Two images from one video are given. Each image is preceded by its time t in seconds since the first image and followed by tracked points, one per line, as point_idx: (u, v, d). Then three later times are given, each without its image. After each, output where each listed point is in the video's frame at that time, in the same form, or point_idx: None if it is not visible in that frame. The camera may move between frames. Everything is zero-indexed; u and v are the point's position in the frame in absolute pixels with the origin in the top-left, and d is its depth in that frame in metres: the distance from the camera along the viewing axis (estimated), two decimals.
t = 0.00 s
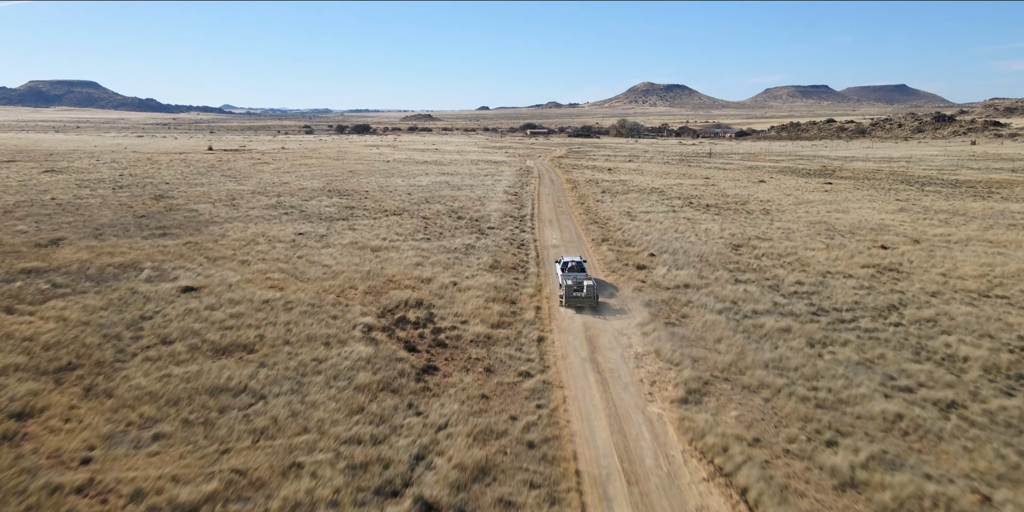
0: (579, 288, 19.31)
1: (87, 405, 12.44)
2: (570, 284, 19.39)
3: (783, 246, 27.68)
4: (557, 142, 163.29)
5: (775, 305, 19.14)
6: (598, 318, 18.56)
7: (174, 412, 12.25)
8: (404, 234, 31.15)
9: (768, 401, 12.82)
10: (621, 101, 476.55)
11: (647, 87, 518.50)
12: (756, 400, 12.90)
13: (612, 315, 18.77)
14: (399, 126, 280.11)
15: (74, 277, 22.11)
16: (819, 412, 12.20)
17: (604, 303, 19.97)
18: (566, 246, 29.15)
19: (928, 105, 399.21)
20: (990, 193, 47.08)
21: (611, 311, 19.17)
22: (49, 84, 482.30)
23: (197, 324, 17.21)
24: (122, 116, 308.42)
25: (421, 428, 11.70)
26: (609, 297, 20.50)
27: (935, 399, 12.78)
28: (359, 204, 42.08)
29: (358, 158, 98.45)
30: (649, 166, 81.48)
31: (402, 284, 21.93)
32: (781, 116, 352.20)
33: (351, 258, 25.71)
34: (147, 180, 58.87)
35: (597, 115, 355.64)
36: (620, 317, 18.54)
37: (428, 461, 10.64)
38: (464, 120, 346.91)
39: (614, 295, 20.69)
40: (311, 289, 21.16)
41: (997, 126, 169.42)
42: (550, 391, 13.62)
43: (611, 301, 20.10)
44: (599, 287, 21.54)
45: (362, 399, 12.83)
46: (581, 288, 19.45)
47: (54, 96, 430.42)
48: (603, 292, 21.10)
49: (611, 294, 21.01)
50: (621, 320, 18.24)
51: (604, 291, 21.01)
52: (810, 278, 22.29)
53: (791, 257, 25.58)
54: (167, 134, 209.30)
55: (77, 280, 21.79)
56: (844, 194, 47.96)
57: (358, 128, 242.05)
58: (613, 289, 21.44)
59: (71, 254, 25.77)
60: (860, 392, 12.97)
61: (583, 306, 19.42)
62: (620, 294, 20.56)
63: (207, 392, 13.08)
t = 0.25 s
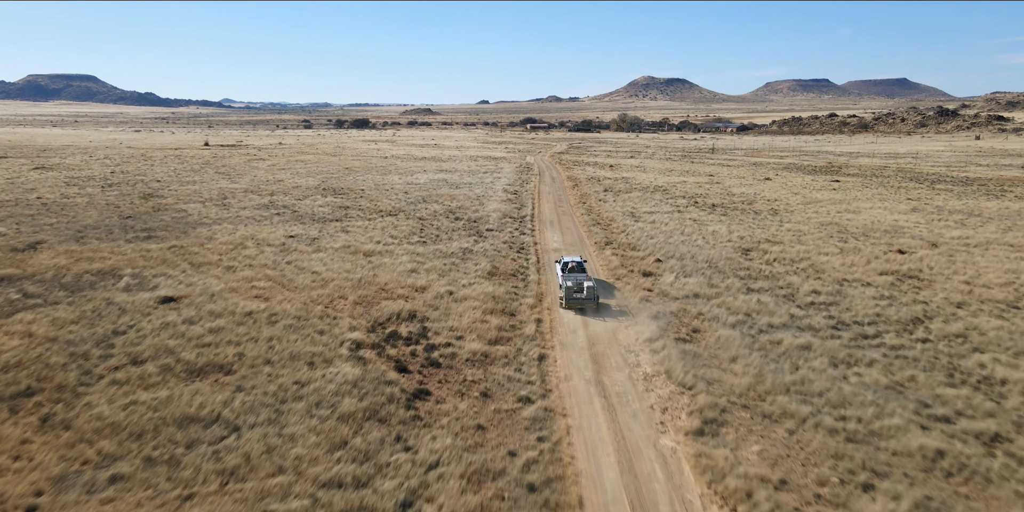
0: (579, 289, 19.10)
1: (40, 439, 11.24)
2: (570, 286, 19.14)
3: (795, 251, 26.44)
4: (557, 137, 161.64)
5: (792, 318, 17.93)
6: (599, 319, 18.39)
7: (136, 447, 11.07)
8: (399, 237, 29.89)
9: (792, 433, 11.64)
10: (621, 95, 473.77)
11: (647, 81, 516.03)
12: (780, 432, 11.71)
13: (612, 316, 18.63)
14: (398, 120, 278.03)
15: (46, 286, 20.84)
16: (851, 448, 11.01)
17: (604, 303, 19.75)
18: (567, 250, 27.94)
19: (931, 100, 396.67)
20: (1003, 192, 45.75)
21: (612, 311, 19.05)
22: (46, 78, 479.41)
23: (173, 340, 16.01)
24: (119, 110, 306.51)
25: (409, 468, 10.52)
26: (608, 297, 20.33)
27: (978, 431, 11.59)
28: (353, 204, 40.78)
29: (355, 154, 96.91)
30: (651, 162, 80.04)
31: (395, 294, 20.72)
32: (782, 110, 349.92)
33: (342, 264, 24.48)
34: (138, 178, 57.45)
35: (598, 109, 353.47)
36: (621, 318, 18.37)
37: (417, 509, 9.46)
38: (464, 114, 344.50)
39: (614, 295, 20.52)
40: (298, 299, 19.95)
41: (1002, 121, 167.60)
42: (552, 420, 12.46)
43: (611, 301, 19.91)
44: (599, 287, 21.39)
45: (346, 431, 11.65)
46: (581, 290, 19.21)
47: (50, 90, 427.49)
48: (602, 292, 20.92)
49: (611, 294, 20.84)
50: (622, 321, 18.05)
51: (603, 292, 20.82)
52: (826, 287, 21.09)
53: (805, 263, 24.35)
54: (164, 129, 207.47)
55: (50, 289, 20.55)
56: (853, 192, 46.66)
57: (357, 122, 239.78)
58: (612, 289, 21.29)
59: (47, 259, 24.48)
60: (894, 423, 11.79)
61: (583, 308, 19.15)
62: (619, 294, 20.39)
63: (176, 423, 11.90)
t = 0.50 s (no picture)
0: (579, 291, 18.99)
1: None
2: (570, 288, 19.02)
3: (809, 256, 25.20)
4: (557, 132, 160.06)
5: (811, 334, 16.73)
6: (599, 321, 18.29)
7: (89, 492, 9.87)
8: (393, 241, 28.65)
9: (823, 474, 10.45)
10: (622, 89, 470.53)
11: (648, 75, 512.54)
12: (809, 473, 10.52)
13: (613, 318, 18.53)
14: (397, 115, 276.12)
15: (16, 296, 19.61)
16: (891, 494, 9.81)
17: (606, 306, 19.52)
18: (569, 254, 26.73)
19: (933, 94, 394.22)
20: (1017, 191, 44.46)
21: (612, 313, 18.97)
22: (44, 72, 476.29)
23: (144, 360, 14.80)
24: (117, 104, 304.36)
25: None
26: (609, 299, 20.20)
27: None
28: (347, 205, 39.48)
29: (352, 150, 95.42)
30: (653, 159, 78.65)
31: (387, 306, 19.50)
32: (784, 104, 347.37)
33: (333, 271, 23.25)
34: (128, 176, 56.10)
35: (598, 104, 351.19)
36: (623, 319, 18.26)
37: None
38: (463, 108, 342.11)
39: (614, 297, 20.39)
40: (283, 312, 18.74)
41: (1006, 116, 165.78)
42: (555, 456, 11.28)
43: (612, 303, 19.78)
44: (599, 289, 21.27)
45: (325, 472, 10.45)
46: (581, 291, 19.09)
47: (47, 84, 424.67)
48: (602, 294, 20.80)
49: (612, 295, 20.74)
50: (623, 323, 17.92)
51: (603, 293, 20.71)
52: (845, 297, 19.87)
53: (819, 270, 23.13)
54: (161, 124, 205.60)
55: (20, 300, 19.33)
56: (862, 191, 45.37)
57: (355, 117, 237.63)
58: (612, 291, 21.21)
59: (21, 266, 23.22)
60: (934, 463, 10.60)
61: (583, 310, 18.99)
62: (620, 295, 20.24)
63: (137, 462, 10.71)
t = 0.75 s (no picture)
0: (579, 293, 18.93)
1: None
2: (571, 290, 18.95)
3: (823, 263, 23.96)
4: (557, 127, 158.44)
5: (833, 353, 15.52)
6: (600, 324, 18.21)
7: None
8: (387, 245, 27.43)
9: None
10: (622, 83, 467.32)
11: (649, 69, 509.31)
12: None
13: (614, 320, 18.46)
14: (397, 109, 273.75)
15: None
16: None
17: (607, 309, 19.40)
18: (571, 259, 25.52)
19: (937, 88, 391.49)
20: None
21: (613, 315, 18.87)
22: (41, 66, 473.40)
23: (110, 385, 13.60)
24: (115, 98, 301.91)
25: None
26: (610, 300, 20.10)
27: None
28: (341, 205, 38.18)
29: (349, 146, 93.92)
30: (655, 155, 77.24)
31: (378, 319, 18.28)
32: (786, 98, 344.90)
33: (322, 279, 22.02)
34: (118, 174, 54.75)
35: (599, 98, 348.84)
36: (623, 321, 18.20)
37: None
38: (462, 102, 339.59)
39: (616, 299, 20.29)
40: (266, 327, 17.51)
41: (1012, 110, 163.99)
42: (558, 502, 10.10)
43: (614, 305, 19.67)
44: (601, 290, 21.19)
45: None
46: (581, 293, 19.01)
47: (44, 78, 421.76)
48: (603, 295, 20.71)
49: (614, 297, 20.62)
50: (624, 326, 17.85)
51: (605, 295, 20.60)
52: (866, 310, 18.65)
53: (836, 279, 21.91)
54: (158, 118, 203.51)
55: None
56: (872, 191, 44.10)
57: (354, 111, 235.58)
58: (614, 292, 21.09)
59: None
60: None
61: (583, 312, 18.88)
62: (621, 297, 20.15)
63: None
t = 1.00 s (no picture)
0: (580, 295, 18.82)
1: None
2: (571, 291, 18.84)
3: (840, 272, 22.74)
4: (558, 122, 156.66)
5: (860, 377, 14.32)
6: (601, 326, 18.14)
7: None
8: (381, 251, 26.20)
9: None
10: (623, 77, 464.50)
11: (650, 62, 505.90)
12: None
13: (615, 322, 18.36)
14: (396, 104, 271.58)
15: None
16: None
17: (609, 310, 19.25)
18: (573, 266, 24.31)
19: (940, 83, 388.79)
20: None
21: (613, 317, 18.77)
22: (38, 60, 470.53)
23: (71, 416, 12.39)
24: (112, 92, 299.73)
25: None
26: (612, 301, 19.94)
27: None
28: (335, 207, 36.87)
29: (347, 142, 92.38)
30: (658, 152, 75.85)
31: (368, 335, 17.06)
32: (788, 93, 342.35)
33: (310, 289, 20.80)
34: (108, 172, 53.28)
35: (600, 92, 346.38)
36: (624, 324, 18.11)
37: None
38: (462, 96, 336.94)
39: (618, 300, 20.13)
40: (247, 345, 16.28)
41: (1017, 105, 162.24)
42: None
43: (616, 307, 19.52)
44: (602, 290, 21.07)
45: None
46: (582, 294, 18.91)
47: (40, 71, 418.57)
48: (605, 296, 20.59)
49: (616, 298, 20.45)
50: (625, 329, 17.79)
51: (607, 296, 20.47)
52: (890, 326, 17.45)
53: (854, 290, 20.70)
54: (155, 112, 201.60)
55: None
56: (883, 190, 42.86)
57: (352, 106, 233.41)
58: (616, 293, 20.94)
59: None
60: None
61: (583, 314, 18.77)
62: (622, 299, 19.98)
63: None
